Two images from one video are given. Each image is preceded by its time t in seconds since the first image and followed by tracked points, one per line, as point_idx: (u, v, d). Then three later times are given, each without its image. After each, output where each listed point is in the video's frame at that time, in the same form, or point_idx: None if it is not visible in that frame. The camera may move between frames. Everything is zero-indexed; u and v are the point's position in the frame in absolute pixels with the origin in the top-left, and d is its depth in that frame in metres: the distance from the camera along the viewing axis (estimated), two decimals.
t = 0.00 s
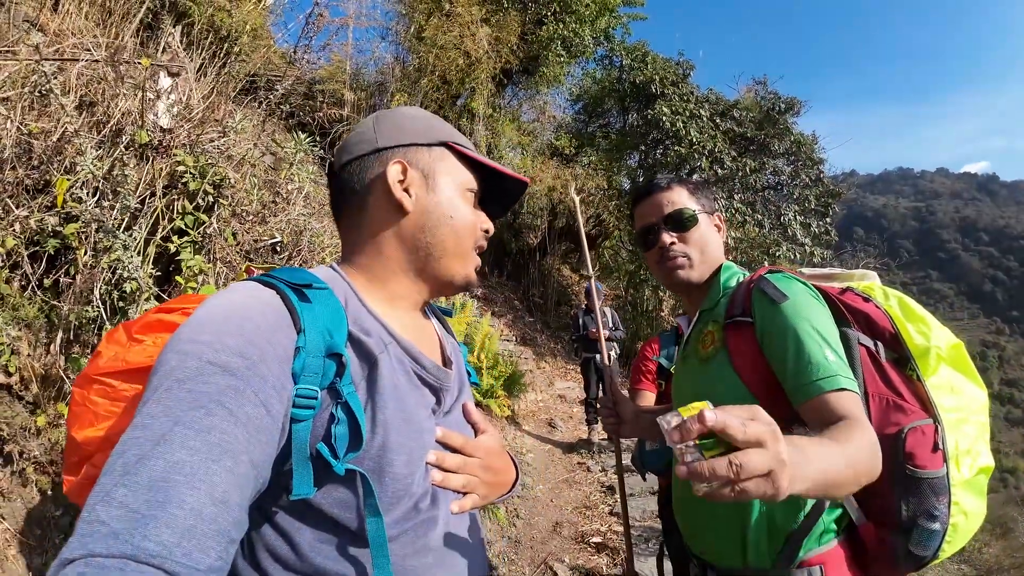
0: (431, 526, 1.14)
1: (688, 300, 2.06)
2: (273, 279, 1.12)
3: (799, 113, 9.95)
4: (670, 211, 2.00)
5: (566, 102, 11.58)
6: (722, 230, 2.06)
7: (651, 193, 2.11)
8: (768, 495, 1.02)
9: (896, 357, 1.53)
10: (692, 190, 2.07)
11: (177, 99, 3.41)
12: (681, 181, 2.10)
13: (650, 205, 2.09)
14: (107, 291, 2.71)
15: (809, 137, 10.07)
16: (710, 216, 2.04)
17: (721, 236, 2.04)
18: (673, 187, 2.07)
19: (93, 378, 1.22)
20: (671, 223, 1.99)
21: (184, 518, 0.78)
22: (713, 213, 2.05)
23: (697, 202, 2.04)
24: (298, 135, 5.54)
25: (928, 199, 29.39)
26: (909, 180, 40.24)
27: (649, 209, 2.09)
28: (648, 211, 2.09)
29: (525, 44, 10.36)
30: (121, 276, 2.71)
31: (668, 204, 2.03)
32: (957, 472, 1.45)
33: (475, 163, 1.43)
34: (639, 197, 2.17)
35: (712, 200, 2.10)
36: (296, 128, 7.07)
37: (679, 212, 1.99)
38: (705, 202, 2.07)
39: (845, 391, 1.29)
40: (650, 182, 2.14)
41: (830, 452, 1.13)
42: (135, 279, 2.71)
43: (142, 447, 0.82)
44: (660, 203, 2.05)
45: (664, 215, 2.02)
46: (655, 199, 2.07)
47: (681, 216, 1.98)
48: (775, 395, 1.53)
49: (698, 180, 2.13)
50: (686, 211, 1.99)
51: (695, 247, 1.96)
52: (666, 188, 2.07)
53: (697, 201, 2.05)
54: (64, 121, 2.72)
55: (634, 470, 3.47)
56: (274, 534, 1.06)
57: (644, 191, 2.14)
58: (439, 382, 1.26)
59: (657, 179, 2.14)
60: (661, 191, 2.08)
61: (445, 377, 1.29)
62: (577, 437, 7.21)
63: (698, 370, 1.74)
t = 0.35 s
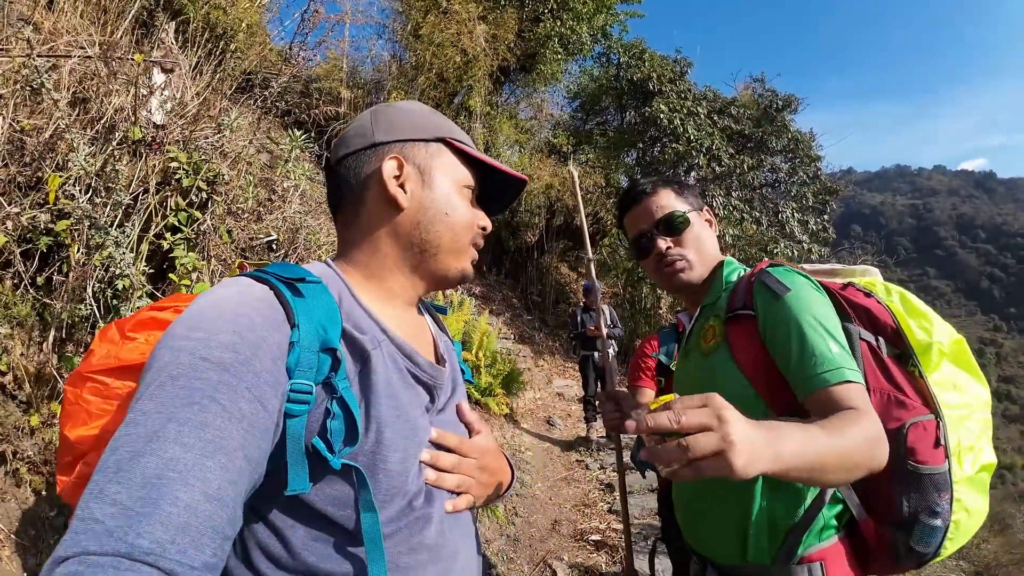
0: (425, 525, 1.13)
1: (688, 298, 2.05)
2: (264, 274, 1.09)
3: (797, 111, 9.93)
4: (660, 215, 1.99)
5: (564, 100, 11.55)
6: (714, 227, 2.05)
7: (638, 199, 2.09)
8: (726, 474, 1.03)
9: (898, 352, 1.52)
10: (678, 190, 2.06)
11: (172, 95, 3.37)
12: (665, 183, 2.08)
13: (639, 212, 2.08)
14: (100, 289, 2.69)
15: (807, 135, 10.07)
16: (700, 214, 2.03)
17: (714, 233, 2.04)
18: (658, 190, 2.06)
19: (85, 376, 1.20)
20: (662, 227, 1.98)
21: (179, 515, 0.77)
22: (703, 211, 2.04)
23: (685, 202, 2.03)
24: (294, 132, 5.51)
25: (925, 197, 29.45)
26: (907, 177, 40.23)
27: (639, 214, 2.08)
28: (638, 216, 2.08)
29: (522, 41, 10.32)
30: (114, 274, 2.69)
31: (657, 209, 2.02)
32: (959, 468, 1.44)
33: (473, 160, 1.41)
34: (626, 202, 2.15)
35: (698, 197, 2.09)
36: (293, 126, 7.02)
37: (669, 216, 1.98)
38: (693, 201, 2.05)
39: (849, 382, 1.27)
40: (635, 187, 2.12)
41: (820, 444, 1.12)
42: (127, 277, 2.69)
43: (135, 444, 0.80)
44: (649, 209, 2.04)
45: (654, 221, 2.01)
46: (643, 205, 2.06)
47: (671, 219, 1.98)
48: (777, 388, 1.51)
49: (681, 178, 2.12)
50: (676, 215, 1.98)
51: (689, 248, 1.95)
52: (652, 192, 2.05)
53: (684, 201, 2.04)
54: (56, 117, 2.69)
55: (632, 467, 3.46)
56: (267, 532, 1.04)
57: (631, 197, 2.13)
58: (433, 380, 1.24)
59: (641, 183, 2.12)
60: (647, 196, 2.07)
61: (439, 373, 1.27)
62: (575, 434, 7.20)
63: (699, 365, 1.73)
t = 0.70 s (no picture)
0: (427, 529, 1.12)
1: (689, 299, 2.04)
2: (265, 279, 1.08)
3: (798, 108, 9.91)
4: (659, 217, 1.97)
5: (564, 98, 11.51)
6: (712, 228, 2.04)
7: (636, 202, 2.07)
8: None
9: (900, 351, 1.50)
10: (675, 192, 2.04)
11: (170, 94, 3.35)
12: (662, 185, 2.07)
13: (637, 215, 2.06)
14: (99, 290, 2.68)
15: (808, 132, 10.05)
16: (698, 215, 2.02)
17: (713, 233, 2.03)
18: (655, 192, 2.04)
19: (87, 382, 1.19)
20: (661, 229, 1.96)
21: (184, 519, 0.76)
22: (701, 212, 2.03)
23: (683, 204, 2.01)
24: (293, 130, 5.48)
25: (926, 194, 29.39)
26: (908, 174, 40.20)
27: (638, 217, 2.06)
28: (637, 219, 2.06)
29: (522, 39, 10.27)
30: (113, 275, 2.68)
31: (655, 211, 2.00)
32: (964, 465, 1.42)
33: (473, 164, 1.39)
34: (624, 204, 2.13)
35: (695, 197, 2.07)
36: (292, 124, 6.98)
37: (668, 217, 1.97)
38: (691, 202, 2.04)
39: (857, 382, 1.26)
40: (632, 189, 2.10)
41: (825, 498, 1.10)
42: (126, 278, 2.68)
43: (138, 450, 0.79)
44: (648, 211, 2.02)
45: (653, 224, 1.99)
46: (641, 208, 2.05)
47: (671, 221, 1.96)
48: (784, 388, 1.50)
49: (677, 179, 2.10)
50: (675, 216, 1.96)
51: (688, 249, 1.94)
52: (650, 195, 2.03)
53: (682, 202, 2.02)
54: (53, 117, 2.66)
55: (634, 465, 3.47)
56: (269, 537, 1.03)
57: (628, 201, 2.11)
58: (432, 386, 1.23)
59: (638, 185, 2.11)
60: (645, 199, 2.05)
61: (438, 378, 1.25)
62: (576, 433, 7.19)
63: (704, 365, 1.72)
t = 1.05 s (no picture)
0: (428, 526, 1.11)
1: (689, 298, 2.03)
2: (264, 277, 1.07)
3: (799, 105, 9.88)
4: (659, 215, 1.96)
5: (565, 96, 11.48)
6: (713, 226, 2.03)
7: (636, 201, 2.05)
8: None
9: (902, 349, 1.49)
10: (675, 190, 2.02)
11: (169, 92, 3.33)
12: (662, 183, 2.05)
13: (637, 213, 2.04)
14: (98, 289, 2.67)
15: (809, 129, 10.02)
16: (699, 213, 2.00)
17: (713, 232, 2.02)
18: (655, 191, 2.02)
19: (86, 381, 1.18)
20: (662, 227, 1.95)
21: (182, 516, 0.75)
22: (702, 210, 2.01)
23: (684, 202, 1.99)
24: (293, 129, 5.46)
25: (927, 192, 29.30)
26: (909, 172, 40.06)
27: (637, 215, 2.04)
28: (637, 217, 2.04)
29: (522, 37, 10.23)
30: (113, 274, 2.68)
31: (655, 209, 1.98)
32: (966, 464, 1.41)
33: (470, 163, 1.38)
34: (625, 202, 2.11)
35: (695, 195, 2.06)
36: (292, 123, 6.96)
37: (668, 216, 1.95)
38: (692, 200, 2.02)
39: (857, 384, 1.27)
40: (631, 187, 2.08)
41: (850, 550, 1.17)
42: (125, 277, 2.67)
43: (136, 447, 0.78)
44: (648, 210, 2.00)
45: (653, 223, 1.97)
46: (641, 206, 2.03)
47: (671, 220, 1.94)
48: (786, 388, 1.50)
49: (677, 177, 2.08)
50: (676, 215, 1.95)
51: (688, 248, 1.93)
52: (650, 193, 2.01)
53: (683, 201, 2.01)
54: (51, 116, 2.65)
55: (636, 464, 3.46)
56: (269, 535, 1.02)
57: (628, 199, 2.09)
58: (432, 384, 1.22)
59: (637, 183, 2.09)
60: (645, 196, 2.03)
61: (438, 375, 1.24)
62: (578, 431, 7.19)
63: (704, 365, 1.70)
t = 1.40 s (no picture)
0: (423, 527, 1.10)
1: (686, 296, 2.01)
2: (257, 278, 1.06)
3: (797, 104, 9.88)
4: (654, 214, 1.95)
5: (563, 95, 11.46)
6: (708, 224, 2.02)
7: (631, 199, 2.04)
8: None
9: (899, 348, 1.48)
10: (669, 188, 2.02)
11: (165, 93, 3.32)
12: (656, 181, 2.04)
13: (632, 212, 2.03)
14: (93, 290, 2.65)
15: (808, 128, 10.01)
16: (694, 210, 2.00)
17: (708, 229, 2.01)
18: (650, 190, 2.01)
19: (81, 384, 1.17)
20: (657, 226, 1.94)
21: (176, 517, 0.74)
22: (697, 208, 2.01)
23: (678, 200, 1.99)
24: (290, 129, 5.44)
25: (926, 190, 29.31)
26: (908, 170, 40.08)
27: (632, 214, 2.03)
28: (631, 216, 2.03)
29: (520, 36, 10.21)
30: (107, 275, 2.65)
31: (650, 208, 1.98)
32: (963, 463, 1.41)
33: (454, 158, 1.32)
34: (619, 201, 2.10)
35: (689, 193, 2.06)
36: (289, 123, 6.93)
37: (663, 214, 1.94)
38: (686, 198, 2.02)
39: (852, 383, 1.26)
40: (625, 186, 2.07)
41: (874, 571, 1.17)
42: (120, 278, 2.65)
43: (130, 448, 0.77)
44: (643, 208, 1.99)
45: (647, 221, 1.96)
46: (635, 205, 2.02)
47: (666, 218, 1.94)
48: (782, 387, 1.49)
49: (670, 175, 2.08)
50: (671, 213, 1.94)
51: (684, 246, 1.91)
52: (644, 191, 2.01)
53: (677, 199, 2.00)
54: (47, 117, 2.65)
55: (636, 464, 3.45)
56: (263, 537, 1.00)
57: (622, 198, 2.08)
58: (427, 385, 1.21)
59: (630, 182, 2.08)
60: (639, 195, 2.03)
61: (434, 377, 1.24)
62: (577, 430, 7.18)
63: (700, 364, 1.69)
